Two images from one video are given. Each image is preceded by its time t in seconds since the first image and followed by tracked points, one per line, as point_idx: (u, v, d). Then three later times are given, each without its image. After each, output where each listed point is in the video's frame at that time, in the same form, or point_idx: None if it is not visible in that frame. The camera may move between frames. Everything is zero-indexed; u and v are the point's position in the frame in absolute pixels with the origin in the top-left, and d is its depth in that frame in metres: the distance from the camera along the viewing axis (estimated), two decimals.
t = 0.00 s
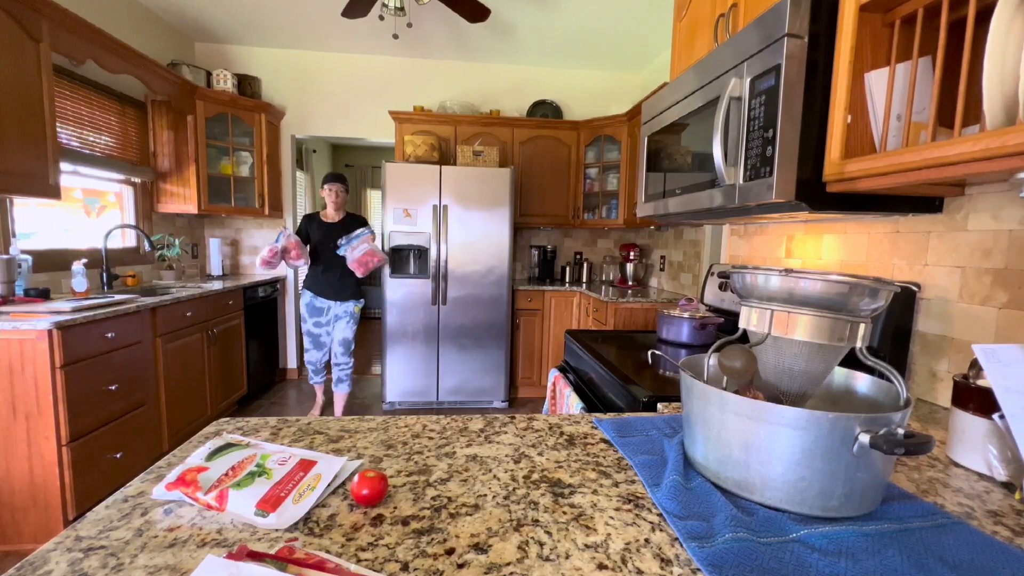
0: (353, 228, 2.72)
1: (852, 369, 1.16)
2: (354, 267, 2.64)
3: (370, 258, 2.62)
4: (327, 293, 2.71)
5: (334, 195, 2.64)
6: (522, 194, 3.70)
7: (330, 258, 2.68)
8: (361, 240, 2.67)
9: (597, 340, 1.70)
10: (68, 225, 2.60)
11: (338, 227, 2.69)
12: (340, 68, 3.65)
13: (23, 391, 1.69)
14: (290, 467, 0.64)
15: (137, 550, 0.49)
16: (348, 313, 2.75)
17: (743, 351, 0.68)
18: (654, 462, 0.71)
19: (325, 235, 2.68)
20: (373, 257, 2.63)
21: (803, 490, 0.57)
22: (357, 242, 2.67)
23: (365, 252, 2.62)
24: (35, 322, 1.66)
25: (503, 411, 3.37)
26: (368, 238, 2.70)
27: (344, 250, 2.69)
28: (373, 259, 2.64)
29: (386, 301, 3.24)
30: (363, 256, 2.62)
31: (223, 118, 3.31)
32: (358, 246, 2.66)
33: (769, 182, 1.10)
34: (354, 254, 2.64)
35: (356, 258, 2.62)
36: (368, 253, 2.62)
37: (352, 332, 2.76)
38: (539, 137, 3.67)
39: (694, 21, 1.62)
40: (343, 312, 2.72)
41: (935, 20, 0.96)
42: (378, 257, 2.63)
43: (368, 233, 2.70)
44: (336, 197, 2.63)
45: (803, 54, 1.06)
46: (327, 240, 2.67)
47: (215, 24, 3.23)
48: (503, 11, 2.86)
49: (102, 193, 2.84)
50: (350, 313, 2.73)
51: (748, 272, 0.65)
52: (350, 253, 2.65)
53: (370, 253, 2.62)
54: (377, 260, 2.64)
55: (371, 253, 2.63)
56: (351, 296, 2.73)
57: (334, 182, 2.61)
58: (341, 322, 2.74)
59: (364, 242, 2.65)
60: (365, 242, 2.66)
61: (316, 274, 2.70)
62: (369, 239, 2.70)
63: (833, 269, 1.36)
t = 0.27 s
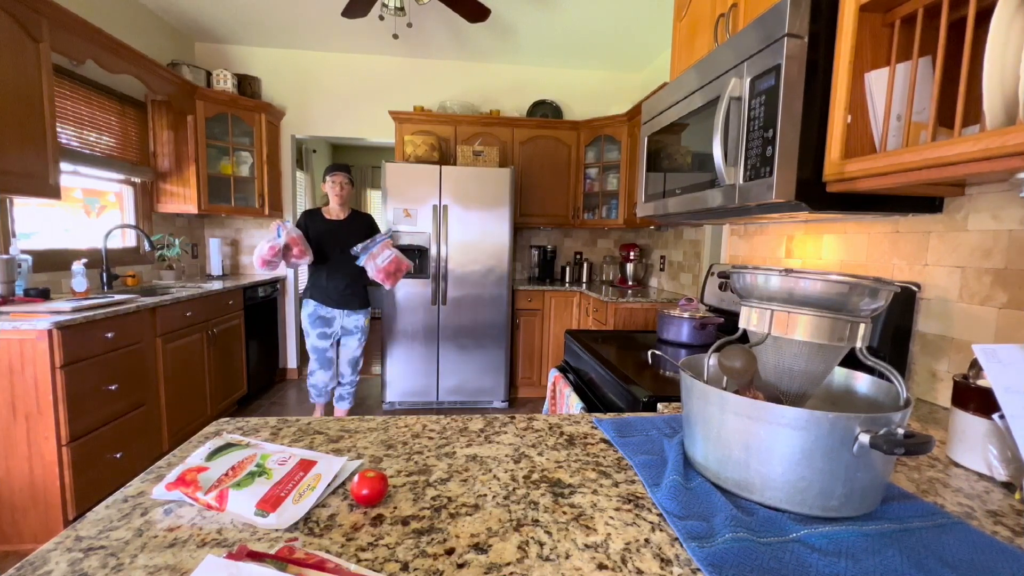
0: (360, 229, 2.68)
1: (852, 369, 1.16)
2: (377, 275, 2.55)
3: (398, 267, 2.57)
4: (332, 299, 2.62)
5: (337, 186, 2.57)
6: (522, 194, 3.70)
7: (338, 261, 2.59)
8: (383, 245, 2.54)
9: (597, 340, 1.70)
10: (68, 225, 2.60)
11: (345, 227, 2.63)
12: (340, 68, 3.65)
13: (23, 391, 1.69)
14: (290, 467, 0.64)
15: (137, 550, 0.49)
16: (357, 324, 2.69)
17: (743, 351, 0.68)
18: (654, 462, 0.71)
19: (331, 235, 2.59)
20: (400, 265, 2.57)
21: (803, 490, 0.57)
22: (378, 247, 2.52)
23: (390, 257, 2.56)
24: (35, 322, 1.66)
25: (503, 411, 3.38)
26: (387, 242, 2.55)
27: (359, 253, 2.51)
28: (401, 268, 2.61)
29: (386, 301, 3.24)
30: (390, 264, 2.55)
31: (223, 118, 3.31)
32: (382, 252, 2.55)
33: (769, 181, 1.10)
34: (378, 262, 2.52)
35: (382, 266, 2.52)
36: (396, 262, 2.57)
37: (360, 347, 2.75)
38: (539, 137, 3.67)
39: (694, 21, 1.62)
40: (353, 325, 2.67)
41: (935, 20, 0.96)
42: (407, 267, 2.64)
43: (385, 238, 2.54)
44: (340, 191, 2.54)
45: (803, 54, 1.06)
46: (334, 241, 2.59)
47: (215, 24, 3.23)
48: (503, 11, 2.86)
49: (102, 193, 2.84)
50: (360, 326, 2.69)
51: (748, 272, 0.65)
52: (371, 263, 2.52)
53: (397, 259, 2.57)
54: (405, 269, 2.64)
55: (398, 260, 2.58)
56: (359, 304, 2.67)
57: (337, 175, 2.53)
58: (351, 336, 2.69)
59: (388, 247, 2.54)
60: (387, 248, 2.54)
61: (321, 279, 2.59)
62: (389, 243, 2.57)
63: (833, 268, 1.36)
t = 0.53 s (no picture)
0: (368, 227, 2.24)
1: (852, 369, 1.16)
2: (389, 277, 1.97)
3: (416, 265, 1.98)
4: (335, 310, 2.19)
5: (341, 179, 2.12)
6: (522, 194, 3.70)
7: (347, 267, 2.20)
8: (398, 239, 1.94)
9: (597, 341, 1.70)
10: (68, 225, 2.60)
11: (351, 226, 2.20)
12: (340, 68, 3.65)
13: (23, 391, 1.69)
14: (290, 467, 0.64)
15: (137, 550, 0.49)
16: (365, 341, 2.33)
17: (743, 351, 0.68)
18: (654, 462, 0.71)
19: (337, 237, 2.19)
20: (420, 264, 1.98)
21: (803, 490, 0.57)
22: (390, 243, 1.92)
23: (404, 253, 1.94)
24: (35, 322, 1.66)
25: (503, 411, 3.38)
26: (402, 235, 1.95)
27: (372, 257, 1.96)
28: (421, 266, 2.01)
29: (386, 301, 3.24)
30: (403, 262, 1.95)
31: (223, 118, 3.31)
32: (394, 248, 1.93)
33: (769, 182, 1.10)
34: (390, 261, 1.94)
35: (393, 264, 1.93)
36: (410, 258, 1.96)
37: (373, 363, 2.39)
38: (539, 137, 3.67)
39: (694, 21, 1.62)
40: (360, 343, 2.30)
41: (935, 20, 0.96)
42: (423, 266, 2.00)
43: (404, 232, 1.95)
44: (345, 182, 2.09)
45: (803, 54, 1.06)
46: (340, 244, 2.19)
47: (215, 24, 3.22)
48: (503, 11, 2.86)
49: (101, 193, 2.84)
50: (368, 344, 2.33)
51: (748, 272, 0.65)
52: (381, 260, 1.93)
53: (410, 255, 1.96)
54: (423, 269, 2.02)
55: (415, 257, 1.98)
56: (369, 317, 2.29)
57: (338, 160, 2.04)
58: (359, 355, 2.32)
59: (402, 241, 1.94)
60: (404, 243, 1.95)
61: (325, 288, 2.17)
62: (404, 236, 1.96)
63: (833, 268, 1.36)
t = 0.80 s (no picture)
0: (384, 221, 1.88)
1: (852, 369, 1.16)
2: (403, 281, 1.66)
3: (434, 264, 1.68)
4: (343, 323, 1.79)
5: (347, 168, 1.75)
6: (522, 194, 3.70)
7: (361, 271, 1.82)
8: (415, 235, 1.65)
9: (597, 340, 1.70)
10: (68, 225, 2.60)
11: (363, 221, 1.83)
12: (340, 68, 3.65)
13: (23, 391, 1.69)
14: (290, 467, 0.64)
15: (137, 550, 0.49)
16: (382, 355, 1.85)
17: (743, 351, 0.68)
18: (654, 462, 0.71)
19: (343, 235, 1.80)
20: (440, 267, 1.72)
21: (803, 490, 0.57)
22: (405, 240, 1.63)
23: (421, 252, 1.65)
24: (35, 322, 1.66)
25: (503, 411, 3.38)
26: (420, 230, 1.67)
27: (383, 257, 1.65)
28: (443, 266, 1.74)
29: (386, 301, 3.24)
30: (421, 264, 1.65)
31: (223, 118, 3.31)
32: (409, 245, 1.63)
33: (769, 182, 1.10)
34: (405, 262, 1.63)
35: (406, 265, 1.63)
36: (429, 258, 1.66)
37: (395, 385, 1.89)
38: (539, 137, 3.67)
39: (694, 21, 1.62)
40: (378, 354, 1.84)
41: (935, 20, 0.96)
42: (442, 267, 1.71)
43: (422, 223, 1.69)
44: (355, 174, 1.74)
45: (803, 54, 1.06)
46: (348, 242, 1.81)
47: (215, 24, 3.22)
48: (503, 11, 2.86)
49: (101, 193, 2.84)
50: (388, 355, 1.85)
51: (748, 272, 0.65)
52: (393, 259, 1.63)
53: (430, 254, 1.67)
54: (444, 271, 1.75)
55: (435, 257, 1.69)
56: (384, 327, 1.84)
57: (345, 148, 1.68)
58: (375, 369, 1.84)
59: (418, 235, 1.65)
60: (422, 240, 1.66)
61: (331, 297, 1.78)
62: (422, 231, 1.67)
63: (833, 268, 1.36)
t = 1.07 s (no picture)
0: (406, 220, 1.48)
1: (852, 369, 1.16)
2: (421, 305, 1.26)
3: (461, 280, 1.24)
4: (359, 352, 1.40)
5: (361, 160, 1.37)
6: (522, 194, 3.70)
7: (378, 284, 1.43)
8: (436, 243, 1.23)
9: (597, 340, 1.70)
10: (68, 225, 2.60)
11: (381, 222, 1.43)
12: (341, 68, 3.65)
13: (23, 391, 1.69)
14: (290, 467, 0.64)
15: (137, 550, 0.49)
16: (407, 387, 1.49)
17: (743, 351, 0.68)
18: (654, 462, 0.71)
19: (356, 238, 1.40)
20: (467, 283, 1.26)
21: (803, 490, 0.57)
22: (424, 249, 1.22)
23: (437, 269, 1.21)
24: (35, 322, 1.66)
25: (503, 411, 3.38)
26: (444, 234, 1.24)
27: (397, 275, 1.28)
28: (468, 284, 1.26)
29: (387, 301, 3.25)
30: (442, 281, 1.22)
31: (223, 118, 3.31)
32: (429, 258, 1.22)
33: (769, 182, 1.11)
34: (422, 280, 1.23)
35: (422, 282, 1.22)
36: (451, 272, 1.22)
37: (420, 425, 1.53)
38: (539, 137, 3.67)
39: (694, 21, 1.62)
40: (403, 389, 1.47)
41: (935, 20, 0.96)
42: (470, 282, 1.25)
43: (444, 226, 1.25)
44: (372, 168, 1.37)
45: (803, 54, 1.06)
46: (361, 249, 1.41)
47: (215, 24, 3.22)
48: (503, 11, 2.86)
49: (102, 193, 2.84)
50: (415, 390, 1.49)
51: (748, 272, 0.65)
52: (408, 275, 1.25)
53: (456, 268, 1.23)
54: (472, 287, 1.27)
55: (461, 271, 1.25)
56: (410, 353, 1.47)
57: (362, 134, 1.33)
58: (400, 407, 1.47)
59: (444, 242, 1.24)
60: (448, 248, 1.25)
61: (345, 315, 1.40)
62: (446, 237, 1.25)
63: (833, 268, 1.36)
